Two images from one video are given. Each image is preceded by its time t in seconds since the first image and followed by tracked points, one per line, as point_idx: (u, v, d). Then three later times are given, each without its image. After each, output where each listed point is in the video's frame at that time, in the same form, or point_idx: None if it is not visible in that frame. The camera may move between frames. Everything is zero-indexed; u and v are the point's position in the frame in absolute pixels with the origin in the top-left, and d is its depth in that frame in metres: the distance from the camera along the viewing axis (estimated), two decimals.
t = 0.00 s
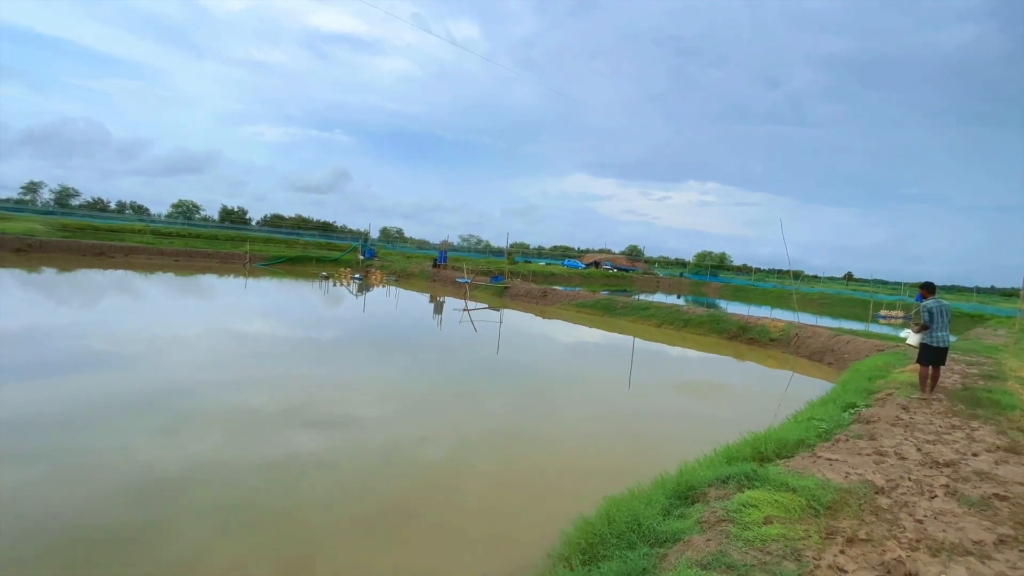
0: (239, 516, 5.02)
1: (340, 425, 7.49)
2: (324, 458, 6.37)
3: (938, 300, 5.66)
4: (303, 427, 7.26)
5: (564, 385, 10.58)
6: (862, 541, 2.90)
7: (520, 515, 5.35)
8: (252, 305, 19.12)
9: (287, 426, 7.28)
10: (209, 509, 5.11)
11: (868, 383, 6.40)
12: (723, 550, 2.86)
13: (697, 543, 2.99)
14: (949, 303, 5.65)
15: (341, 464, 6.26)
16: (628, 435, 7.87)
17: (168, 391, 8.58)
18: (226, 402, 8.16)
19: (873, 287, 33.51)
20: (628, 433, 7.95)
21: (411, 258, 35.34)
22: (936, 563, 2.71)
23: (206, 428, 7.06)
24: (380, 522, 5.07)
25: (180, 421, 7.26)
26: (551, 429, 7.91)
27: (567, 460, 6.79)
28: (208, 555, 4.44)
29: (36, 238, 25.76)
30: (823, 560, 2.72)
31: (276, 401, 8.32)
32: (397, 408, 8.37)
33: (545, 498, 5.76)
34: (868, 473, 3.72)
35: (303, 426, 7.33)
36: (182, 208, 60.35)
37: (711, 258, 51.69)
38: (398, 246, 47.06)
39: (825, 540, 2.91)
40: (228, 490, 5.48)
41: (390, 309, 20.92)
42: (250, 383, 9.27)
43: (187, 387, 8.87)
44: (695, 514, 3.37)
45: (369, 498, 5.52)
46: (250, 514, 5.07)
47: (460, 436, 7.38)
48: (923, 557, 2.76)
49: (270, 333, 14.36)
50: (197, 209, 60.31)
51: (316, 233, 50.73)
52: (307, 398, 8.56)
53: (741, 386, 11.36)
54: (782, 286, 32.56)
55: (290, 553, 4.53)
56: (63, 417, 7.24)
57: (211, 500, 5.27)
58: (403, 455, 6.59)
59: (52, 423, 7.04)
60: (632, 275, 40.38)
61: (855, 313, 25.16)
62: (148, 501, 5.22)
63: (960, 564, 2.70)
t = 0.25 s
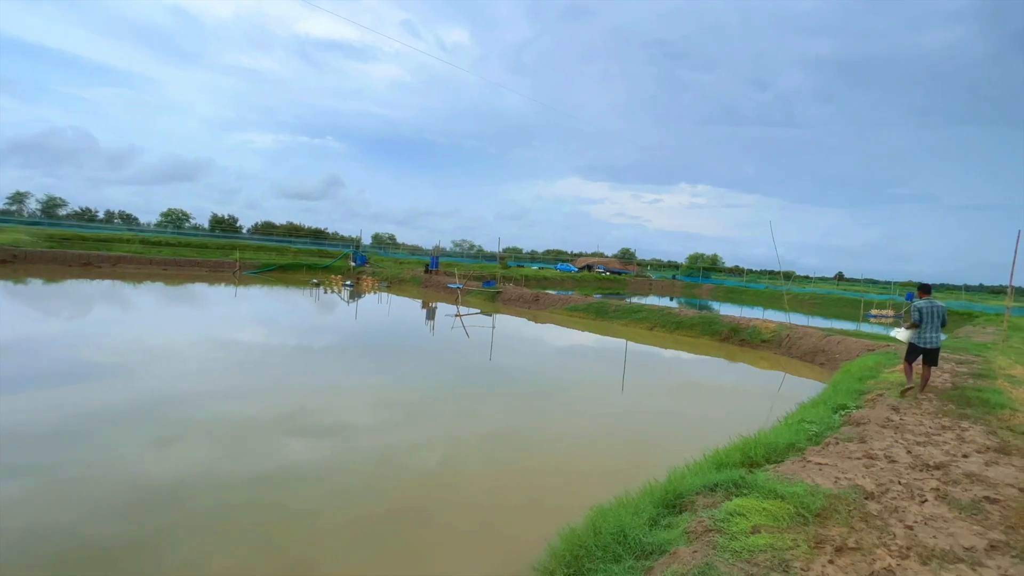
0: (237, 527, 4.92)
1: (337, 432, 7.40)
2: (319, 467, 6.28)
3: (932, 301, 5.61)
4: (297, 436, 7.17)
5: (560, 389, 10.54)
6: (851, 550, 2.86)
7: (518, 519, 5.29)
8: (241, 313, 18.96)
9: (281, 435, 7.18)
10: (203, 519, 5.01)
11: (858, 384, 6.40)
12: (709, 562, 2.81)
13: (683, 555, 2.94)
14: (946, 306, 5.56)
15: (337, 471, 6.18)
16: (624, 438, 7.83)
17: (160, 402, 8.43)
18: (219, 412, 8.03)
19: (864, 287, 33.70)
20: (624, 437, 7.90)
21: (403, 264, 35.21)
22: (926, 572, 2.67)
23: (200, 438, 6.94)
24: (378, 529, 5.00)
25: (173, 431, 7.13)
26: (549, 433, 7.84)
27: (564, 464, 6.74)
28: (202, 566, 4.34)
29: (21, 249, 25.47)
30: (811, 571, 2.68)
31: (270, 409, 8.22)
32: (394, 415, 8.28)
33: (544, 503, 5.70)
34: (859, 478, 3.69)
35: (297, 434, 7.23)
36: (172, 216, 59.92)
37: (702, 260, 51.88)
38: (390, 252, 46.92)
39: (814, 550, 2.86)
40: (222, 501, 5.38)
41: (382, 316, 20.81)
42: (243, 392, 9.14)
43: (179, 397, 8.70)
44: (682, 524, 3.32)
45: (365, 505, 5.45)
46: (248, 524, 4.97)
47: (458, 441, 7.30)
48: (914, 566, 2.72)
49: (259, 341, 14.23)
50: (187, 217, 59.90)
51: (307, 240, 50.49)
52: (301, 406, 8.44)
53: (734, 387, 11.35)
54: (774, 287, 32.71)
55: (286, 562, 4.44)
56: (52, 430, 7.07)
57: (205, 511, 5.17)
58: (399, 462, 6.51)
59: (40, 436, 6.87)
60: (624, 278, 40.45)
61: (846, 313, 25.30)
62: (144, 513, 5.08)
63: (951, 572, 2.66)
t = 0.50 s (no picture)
0: (222, 543, 4.77)
1: (324, 442, 7.25)
2: (306, 477, 6.15)
3: (909, 299, 5.67)
4: (283, 447, 7.01)
5: (547, 394, 10.50)
6: (826, 553, 2.84)
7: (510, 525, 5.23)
8: (220, 323, 18.63)
9: (266, 446, 7.02)
10: (186, 535, 4.86)
11: (837, 382, 6.45)
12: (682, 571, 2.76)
13: (656, 564, 2.89)
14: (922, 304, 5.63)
15: (324, 481, 6.05)
16: (613, 441, 7.81)
17: (140, 416, 8.19)
18: (202, 425, 7.83)
19: (843, 286, 34.21)
20: (612, 440, 7.88)
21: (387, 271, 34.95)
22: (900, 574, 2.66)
23: (182, 452, 6.75)
24: (369, 539, 4.90)
25: (154, 446, 6.93)
26: (538, 438, 7.78)
27: (555, 468, 6.69)
28: None
29: None
30: None
31: (255, 421, 8.04)
32: (381, 423, 8.15)
33: (535, 507, 5.65)
34: (835, 478, 3.69)
35: (283, 445, 7.08)
36: (150, 226, 58.86)
37: (686, 262, 52.31)
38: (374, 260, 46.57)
39: (788, 554, 2.83)
40: (206, 515, 5.23)
41: (364, 324, 20.59)
42: (225, 403, 8.94)
43: (158, 411, 8.45)
44: (656, 531, 3.28)
45: (354, 514, 5.34)
46: (233, 540, 4.82)
47: (446, 448, 7.20)
48: (888, 568, 2.71)
49: (238, 351, 13.98)
50: (165, 226, 58.88)
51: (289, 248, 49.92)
52: (286, 417, 8.26)
53: (719, 388, 11.41)
54: (755, 288, 33.08)
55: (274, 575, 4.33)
56: (24, 448, 6.80)
57: (189, 525, 5.02)
58: (387, 470, 6.41)
59: (12, 455, 6.59)
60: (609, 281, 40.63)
61: (826, 312, 25.67)
62: (126, 533, 4.90)
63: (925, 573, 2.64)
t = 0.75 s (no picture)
0: (199, 551, 4.64)
1: (306, 448, 7.12)
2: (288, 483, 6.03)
3: (877, 298, 5.80)
4: (264, 453, 6.86)
5: (531, 396, 10.48)
6: (792, 555, 2.84)
7: (497, 528, 5.20)
8: (194, 329, 18.26)
9: (247, 452, 6.87)
10: (164, 546, 4.72)
11: (811, 381, 6.53)
12: None
13: (622, 571, 2.88)
14: (889, 302, 5.76)
15: (308, 487, 5.94)
16: (596, 443, 7.81)
17: (115, 425, 7.95)
18: (179, 432, 7.63)
19: (820, 286, 34.80)
20: (596, 441, 7.89)
21: (368, 275, 34.63)
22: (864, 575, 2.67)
23: (159, 460, 6.56)
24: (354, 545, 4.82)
25: (130, 455, 6.72)
26: (523, 441, 7.74)
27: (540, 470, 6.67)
28: None
29: None
30: None
31: (235, 428, 7.87)
32: (364, 428, 8.04)
33: (521, 510, 5.62)
34: (805, 479, 3.71)
35: (264, 452, 6.93)
36: (123, 230, 57.54)
37: (667, 264, 52.78)
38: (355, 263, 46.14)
39: (753, 558, 2.84)
40: (184, 523, 5.09)
41: (344, 328, 20.37)
42: (203, 410, 8.73)
43: (133, 419, 8.22)
44: (625, 537, 3.26)
45: (338, 520, 5.25)
46: (210, 548, 4.69)
47: (431, 452, 7.12)
48: (853, 569, 2.72)
49: (212, 357, 13.71)
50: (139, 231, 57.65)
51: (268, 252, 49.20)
52: (267, 423, 8.10)
53: (699, 388, 11.50)
54: (735, 288, 33.50)
55: None
56: None
57: (167, 535, 4.88)
58: (371, 475, 6.32)
59: None
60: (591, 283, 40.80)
61: (804, 312, 26.09)
62: (101, 544, 4.74)
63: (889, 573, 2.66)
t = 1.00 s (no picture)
0: (160, 562, 4.44)
1: (275, 455, 6.92)
2: (255, 492, 5.83)
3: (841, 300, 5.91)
4: (230, 460, 6.64)
5: (505, 400, 10.43)
6: (750, 564, 2.85)
7: (470, 535, 5.13)
8: (158, 331, 17.72)
9: (213, 460, 6.63)
10: (121, 558, 4.50)
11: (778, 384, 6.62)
12: None
13: None
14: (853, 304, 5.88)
15: (276, 496, 5.76)
16: (570, 446, 7.79)
17: (72, 433, 7.57)
18: (139, 440, 7.32)
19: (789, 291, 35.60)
20: (570, 445, 7.87)
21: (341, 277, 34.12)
22: None
23: (118, 468, 6.27)
24: (325, 553, 4.69)
25: (87, 463, 6.41)
26: (498, 445, 7.68)
27: (514, 475, 6.62)
28: None
29: None
30: None
31: (201, 434, 7.59)
32: (336, 434, 7.86)
33: (495, 517, 5.55)
34: (768, 484, 3.74)
35: (231, 459, 6.70)
36: (85, 230, 55.60)
37: (642, 267, 53.39)
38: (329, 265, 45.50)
39: (713, 567, 2.83)
40: (145, 534, 4.87)
41: (315, 331, 20.01)
42: (166, 416, 8.41)
43: (91, 426, 7.88)
44: (587, 547, 3.23)
45: (307, 529, 5.10)
46: (171, 559, 4.49)
47: (405, 458, 7.01)
48: None
49: (176, 361, 13.30)
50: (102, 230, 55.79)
51: (239, 254, 48.09)
52: (234, 430, 7.85)
53: (671, 391, 11.61)
54: (707, 292, 34.04)
55: None
56: None
57: (125, 547, 4.65)
58: (342, 482, 6.17)
59: None
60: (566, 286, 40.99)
61: (773, 315, 26.63)
62: (53, 557, 4.49)
63: None
